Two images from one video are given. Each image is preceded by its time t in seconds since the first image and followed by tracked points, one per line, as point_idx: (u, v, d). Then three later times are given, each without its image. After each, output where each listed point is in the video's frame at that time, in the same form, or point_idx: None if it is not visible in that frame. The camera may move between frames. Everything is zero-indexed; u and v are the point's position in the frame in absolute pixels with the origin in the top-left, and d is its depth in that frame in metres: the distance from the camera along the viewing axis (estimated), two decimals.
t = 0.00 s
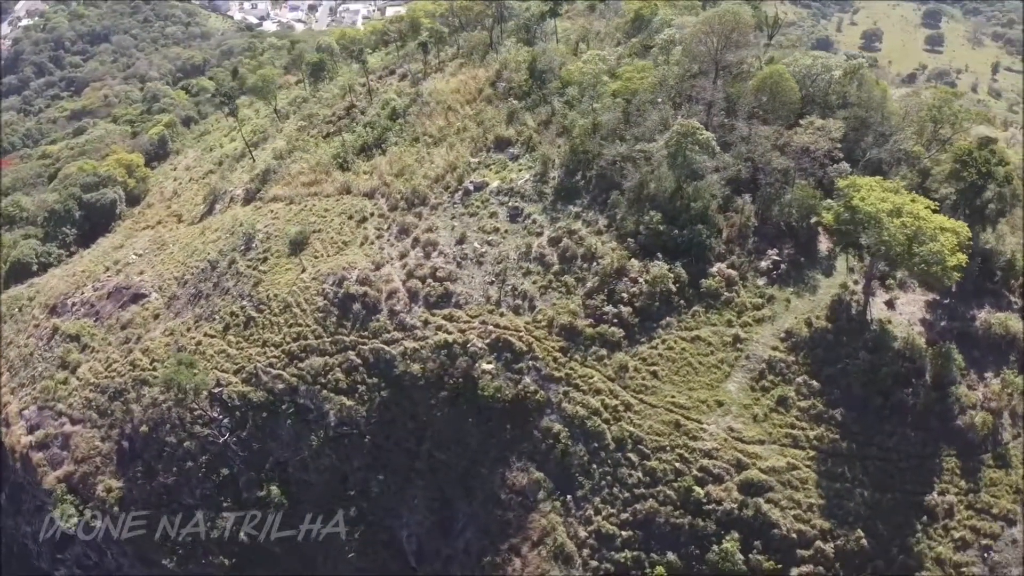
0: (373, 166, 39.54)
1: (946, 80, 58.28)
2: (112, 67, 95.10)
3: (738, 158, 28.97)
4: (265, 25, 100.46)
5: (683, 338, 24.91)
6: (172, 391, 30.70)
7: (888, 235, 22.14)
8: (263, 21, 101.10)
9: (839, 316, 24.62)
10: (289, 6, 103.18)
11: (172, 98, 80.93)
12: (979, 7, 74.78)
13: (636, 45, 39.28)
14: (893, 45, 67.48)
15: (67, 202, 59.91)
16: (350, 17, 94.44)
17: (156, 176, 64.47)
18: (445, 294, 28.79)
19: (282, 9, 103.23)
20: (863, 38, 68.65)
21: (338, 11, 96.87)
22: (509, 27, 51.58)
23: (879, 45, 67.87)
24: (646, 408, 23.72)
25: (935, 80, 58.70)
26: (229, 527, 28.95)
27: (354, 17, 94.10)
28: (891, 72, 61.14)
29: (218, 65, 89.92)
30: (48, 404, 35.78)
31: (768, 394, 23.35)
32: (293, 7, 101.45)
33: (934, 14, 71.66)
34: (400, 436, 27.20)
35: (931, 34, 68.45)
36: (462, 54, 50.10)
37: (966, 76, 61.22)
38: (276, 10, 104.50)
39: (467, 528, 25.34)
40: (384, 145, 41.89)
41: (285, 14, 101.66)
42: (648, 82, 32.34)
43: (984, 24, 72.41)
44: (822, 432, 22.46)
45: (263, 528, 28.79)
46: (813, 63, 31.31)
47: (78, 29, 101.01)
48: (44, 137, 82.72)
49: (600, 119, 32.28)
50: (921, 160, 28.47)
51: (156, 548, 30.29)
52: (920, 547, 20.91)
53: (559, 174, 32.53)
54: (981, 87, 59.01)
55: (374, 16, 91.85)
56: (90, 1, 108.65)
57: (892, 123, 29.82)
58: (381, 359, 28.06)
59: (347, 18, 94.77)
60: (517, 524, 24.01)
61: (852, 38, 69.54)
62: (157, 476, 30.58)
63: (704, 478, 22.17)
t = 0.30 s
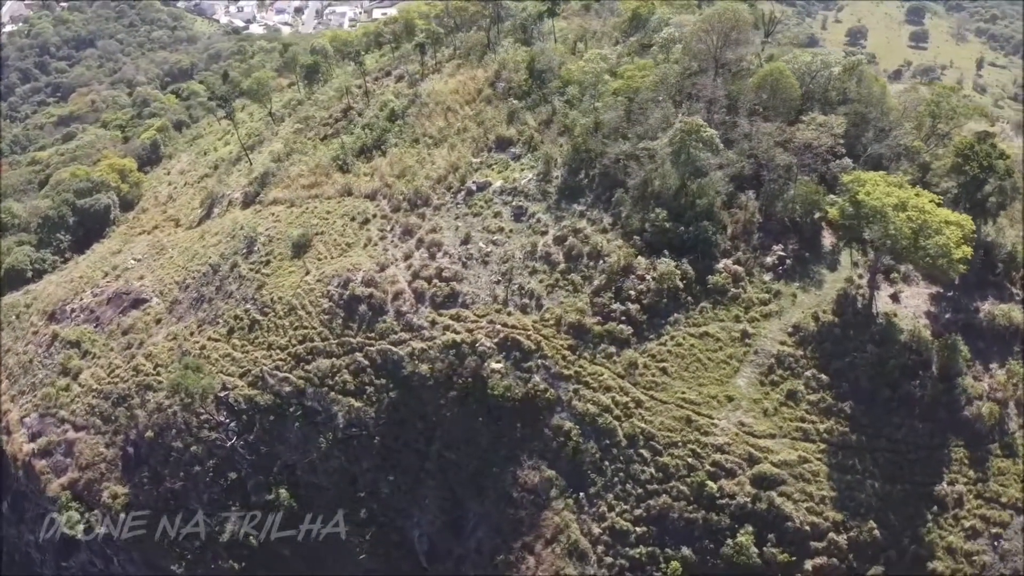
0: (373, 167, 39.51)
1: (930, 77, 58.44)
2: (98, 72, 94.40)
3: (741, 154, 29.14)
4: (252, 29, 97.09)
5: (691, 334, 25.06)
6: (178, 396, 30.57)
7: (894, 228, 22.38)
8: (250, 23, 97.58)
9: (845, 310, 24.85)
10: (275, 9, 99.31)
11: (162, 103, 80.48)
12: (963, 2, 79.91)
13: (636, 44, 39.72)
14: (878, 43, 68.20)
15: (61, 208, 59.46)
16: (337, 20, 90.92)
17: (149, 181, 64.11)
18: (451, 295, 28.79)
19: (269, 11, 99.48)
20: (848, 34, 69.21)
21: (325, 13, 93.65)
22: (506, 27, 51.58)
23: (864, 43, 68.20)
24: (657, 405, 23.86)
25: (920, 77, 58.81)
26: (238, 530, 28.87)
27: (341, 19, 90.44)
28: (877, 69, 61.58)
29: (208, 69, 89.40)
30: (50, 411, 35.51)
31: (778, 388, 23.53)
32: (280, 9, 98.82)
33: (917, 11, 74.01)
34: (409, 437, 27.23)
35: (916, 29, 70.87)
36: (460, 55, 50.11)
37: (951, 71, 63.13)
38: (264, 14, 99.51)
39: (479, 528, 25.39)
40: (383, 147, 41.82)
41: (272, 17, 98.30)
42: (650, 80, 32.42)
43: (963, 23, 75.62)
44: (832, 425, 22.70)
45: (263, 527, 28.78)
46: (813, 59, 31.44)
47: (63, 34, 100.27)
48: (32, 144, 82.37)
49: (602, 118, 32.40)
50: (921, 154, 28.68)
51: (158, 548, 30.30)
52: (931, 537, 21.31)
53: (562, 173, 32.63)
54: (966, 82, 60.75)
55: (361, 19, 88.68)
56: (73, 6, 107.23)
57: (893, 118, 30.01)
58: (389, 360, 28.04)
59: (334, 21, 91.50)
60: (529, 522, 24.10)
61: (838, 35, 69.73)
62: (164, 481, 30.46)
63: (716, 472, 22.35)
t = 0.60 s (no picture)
0: (374, 172, 39.51)
1: (917, 76, 59.01)
2: (85, 81, 93.63)
3: (745, 155, 29.30)
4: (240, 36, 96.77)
5: (700, 334, 25.22)
6: (184, 404, 30.44)
7: (900, 226, 22.62)
8: (237, 31, 97.33)
9: (852, 307, 25.10)
10: (262, 16, 99.07)
11: (154, 110, 80.13)
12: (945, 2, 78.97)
13: (635, 46, 40.21)
14: (863, 44, 68.95)
15: (55, 217, 59.08)
16: (323, 26, 90.45)
17: (144, 189, 63.79)
18: (458, 298, 28.79)
19: (256, 19, 99.34)
20: (834, 35, 69.54)
21: (311, 20, 92.78)
22: (503, 30, 51.71)
23: (849, 44, 68.84)
24: (668, 404, 23.99)
25: (907, 77, 59.43)
26: (247, 538, 28.80)
27: (328, 26, 89.93)
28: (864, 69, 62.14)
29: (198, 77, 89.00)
30: (52, 421, 35.17)
31: (788, 386, 23.72)
32: (266, 16, 98.76)
33: (901, 12, 74.51)
34: (419, 441, 27.23)
35: (900, 29, 71.87)
36: (457, 59, 50.27)
37: (936, 71, 63.97)
38: (251, 21, 99.73)
39: (491, 531, 25.40)
40: (383, 151, 41.85)
41: (259, 24, 98.28)
42: (652, 82, 32.61)
43: (947, 23, 75.80)
44: (842, 422, 22.94)
45: (264, 528, 28.83)
46: (813, 60, 31.64)
47: (49, 44, 98.64)
48: (20, 153, 81.89)
49: (604, 120, 32.56)
50: (921, 152, 28.94)
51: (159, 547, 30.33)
52: (943, 531, 21.62)
53: (565, 175, 32.73)
54: (951, 81, 61.53)
55: (348, 27, 88.82)
56: (60, 14, 104.90)
57: (893, 116, 30.24)
58: (397, 364, 28.01)
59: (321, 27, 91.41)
60: (542, 524, 24.19)
61: (823, 36, 70.15)
62: (171, 490, 30.28)
63: (729, 471, 22.52)
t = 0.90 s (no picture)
0: (376, 181, 39.54)
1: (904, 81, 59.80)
2: (73, 94, 93.27)
3: (748, 159, 29.54)
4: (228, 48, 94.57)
5: (709, 337, 25.38)
6: (191, 416, 30.26)
7: (906, 227, 22.91)
8: (224, 42, 95.03)
9: (859, 309, 25.36)
10: (250, 28, 95.70)
11: (146, 123, 79.92)
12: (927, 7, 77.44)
13: (634, 54, 40.67)
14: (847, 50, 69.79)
15: (50, 231, 58.78)
16: (312, 37, 88.40)
17: (138, 201, 63.50)
18: (465, 305, 28.79)
19: (243, 30, 96.43)
20: (818, 42, 70.34)
21: (300, 30, 91.03)
22: (501, 38, 51.96)
23: (834, 50, 69.60)
24: (679, 408, 24.09)
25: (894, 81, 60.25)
26: (256, 550, 28.67)
27: (317, 36, 88.04)
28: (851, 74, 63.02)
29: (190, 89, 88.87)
30: (54, 435, 34.77)
31: (797, 387, 23.90)
32: (254, 27, 95.35)
33: (885, 17, 75.56)
34: (429, 449, 27.19)
35: (884, 35, 72.77)
36: (455, 68, 50.52)
37: (921, 75, 64.89)
38: (238, 33, 96.40)
39: (503, 537, 25.35)
40: (384, 160, 41.90)
41: (247, 36, 95.17)
42: (653, 88, 32.93)
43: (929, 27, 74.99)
44: (852, 422, 23.14)
45: (264, 527, 28.87)
46: (812, 65, 31.99)
47: (35, 57, 97.55)
48: (9, 167, 81.53)
49: (606, 126, 32.76)
50: (922, 154, 29.24)
51: (162, 552, 30.35)
52: (954, 529, 21.82)
53: (568, 182, 32.88)
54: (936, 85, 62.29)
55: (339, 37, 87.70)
56: (46, 27, 103.01)
57: (893, 120, 30.61)
58: (405, 372, 27.97)
59: (310, 38, 88.70)
60: (555, 530, 24.23)
61: (808, 42, 71.15)
62: (178, 502, 30.07)
63: (743, 473, 22.64)
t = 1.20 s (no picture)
0: (377, 191, 39.58)
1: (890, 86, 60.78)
2: (60, 108, 93.15)
3: (751, 164, 29.80)
4: (216, 62, 92.28)
5: (718, 341, 25.58)
6: (198, 429, 30.09)
7: (911, 229, 23.21)
8: (212, 54, 92.47)
9: (864, 311, 25.64)
10: (237, 40, 93.81)
11: (137, 136, 79.79)
12: (910, 14, 82.99)
13: (632, 61, 41.06)
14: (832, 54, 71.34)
15: (45, 245, 58.47)
16: (300, 49, 88.65)
17: (133, 215, 63.26)
18: (473, 313, 28.82)
19: (231, 43, 93.88)
20: (805, 48, 71.25)
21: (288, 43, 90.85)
22: (499, 49, 52.54)
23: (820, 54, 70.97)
24: (690, 412, 24.23)
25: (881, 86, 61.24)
26: (264, 564, 28.34)
27: (305, 49, 88.46)
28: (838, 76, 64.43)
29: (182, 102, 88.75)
30: (56, 450, 34.39)
31: (807, 390, 24.14)
32: (241, 39, 93.55)
33: (867, 24, 78.12)
34: (439, 457, 27.14)
35: (868, 42, 74.99)
36: (453, 78, 50.82)
37: (906, 81, 65.97)
38: (227, 45, 93.80)
39: (516, 544, 25.28)
40: (385, 170, 41.92)
41: (234, 48, 92.98)
42: (654, 96, 33.41)
43: (914, 33, 79.10)
44: (862, 423, 23.39)
45: (264, 527, 28.90)
46: (810, 71, 32.51)
47: (22, 70, 97.35)
48: None
49: (608, 133, 33.01)
50: (921, 158, 29.64)
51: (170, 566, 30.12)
52: (966, 527, 21.97)
53: (571, 189, 33.06)
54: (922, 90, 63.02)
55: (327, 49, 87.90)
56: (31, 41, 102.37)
57: (892, 124, 30.99)
58: (413, 381, 27.97)
59: (298, 51, 88.80)
60: (568, 536, 24.21)
61: (795, 47, 72.47)
62: (185, 516, 29.91)
63: (756, 476, 22.77)
